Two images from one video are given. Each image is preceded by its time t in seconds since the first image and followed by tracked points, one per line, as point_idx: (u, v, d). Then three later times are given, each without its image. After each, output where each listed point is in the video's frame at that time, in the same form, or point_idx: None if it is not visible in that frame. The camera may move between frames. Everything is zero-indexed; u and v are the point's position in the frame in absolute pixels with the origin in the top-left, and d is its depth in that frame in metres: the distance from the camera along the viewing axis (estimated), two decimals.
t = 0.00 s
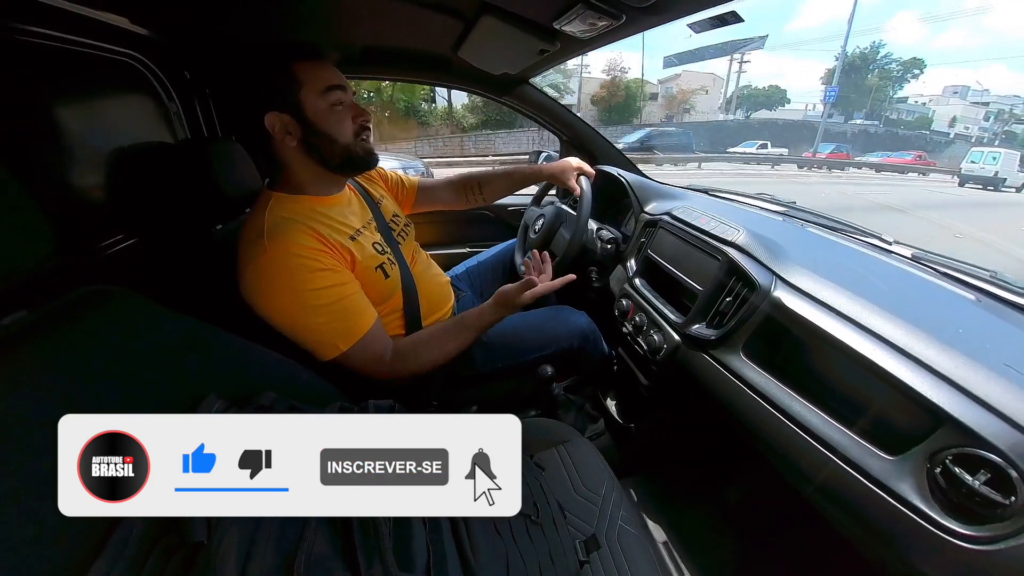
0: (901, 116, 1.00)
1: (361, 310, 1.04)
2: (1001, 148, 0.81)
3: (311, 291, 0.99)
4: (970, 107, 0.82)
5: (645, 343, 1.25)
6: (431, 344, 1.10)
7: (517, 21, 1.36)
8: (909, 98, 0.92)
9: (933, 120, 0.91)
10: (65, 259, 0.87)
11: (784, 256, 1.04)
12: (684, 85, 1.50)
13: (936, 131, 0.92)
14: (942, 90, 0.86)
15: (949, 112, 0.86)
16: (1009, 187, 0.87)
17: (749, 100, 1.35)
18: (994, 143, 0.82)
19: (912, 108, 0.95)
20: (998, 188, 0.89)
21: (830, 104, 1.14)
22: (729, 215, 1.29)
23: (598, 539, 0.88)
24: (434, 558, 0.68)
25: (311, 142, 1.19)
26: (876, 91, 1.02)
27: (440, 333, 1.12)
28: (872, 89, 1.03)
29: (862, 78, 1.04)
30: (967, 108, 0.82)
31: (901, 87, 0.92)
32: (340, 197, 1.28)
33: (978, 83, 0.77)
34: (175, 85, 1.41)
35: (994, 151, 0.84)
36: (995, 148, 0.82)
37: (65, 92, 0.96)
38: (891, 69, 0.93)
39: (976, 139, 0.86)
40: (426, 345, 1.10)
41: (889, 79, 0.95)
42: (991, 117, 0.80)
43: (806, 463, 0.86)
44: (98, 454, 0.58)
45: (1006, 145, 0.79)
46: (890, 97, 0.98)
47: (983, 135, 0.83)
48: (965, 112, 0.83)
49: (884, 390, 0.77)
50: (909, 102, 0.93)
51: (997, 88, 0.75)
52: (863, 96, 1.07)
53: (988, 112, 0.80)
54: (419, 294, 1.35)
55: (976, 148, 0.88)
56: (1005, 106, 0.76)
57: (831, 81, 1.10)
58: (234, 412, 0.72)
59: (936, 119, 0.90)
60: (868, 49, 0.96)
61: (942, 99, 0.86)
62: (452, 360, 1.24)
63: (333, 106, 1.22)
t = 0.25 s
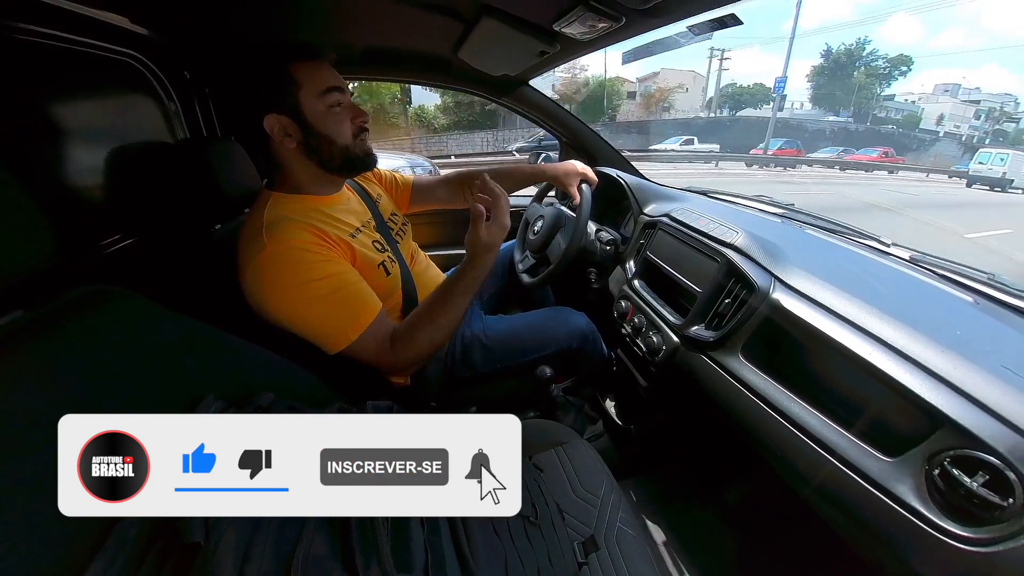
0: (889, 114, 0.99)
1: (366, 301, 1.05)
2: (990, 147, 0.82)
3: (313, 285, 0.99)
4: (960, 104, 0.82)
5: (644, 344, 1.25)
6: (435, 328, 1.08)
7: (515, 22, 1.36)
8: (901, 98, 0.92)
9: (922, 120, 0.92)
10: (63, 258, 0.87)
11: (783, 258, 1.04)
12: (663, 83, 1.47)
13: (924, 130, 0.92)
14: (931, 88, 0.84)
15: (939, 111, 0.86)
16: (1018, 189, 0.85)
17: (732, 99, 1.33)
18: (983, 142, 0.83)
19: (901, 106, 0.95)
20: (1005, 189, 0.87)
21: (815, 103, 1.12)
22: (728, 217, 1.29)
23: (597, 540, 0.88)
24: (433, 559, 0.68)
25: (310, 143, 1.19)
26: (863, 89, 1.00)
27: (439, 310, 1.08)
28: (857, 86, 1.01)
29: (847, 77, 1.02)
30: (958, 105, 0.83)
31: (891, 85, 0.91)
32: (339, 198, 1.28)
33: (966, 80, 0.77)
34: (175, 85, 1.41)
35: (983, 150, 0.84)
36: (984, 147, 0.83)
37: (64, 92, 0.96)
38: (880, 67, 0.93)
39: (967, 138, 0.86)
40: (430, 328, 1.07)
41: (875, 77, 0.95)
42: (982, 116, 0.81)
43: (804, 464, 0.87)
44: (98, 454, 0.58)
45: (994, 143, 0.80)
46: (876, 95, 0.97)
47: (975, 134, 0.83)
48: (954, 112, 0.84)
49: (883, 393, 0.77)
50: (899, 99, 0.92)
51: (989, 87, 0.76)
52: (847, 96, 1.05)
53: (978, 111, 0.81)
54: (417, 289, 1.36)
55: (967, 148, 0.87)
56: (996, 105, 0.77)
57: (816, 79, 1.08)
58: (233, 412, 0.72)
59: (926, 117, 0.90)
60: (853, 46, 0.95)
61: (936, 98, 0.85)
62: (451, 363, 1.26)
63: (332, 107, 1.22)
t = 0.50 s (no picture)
0: (876, 112, 1.01)
1: (361, 296, 1.04)
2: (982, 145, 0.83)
3: (310, 282, 0.99)
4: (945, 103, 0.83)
5: (646, 345, 1.25)
6: (429, 317, 1.07)
7: (516, 23, 1.36)
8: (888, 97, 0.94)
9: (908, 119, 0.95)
10: (65, 258, 0.87)
11: (784, 259, 1.04)
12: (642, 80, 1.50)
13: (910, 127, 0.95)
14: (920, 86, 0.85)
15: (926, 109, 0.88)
16: None
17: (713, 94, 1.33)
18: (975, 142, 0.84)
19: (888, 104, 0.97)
20: (1012, 190, 0.87)
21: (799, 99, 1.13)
22: (730, 218, 1.29)
23: (598, 542, 0.88)
24: (433, 560, 0.67)
25: (308, 141, 1.19)
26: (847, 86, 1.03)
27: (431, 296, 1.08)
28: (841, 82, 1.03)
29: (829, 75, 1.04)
30: (948, 104, 0.83)
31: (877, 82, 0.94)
32: (340, 198, 1.28)
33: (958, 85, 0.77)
34: (178, 86, 1.42)
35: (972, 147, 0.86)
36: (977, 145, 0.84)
37: (68, 93, 0.97)
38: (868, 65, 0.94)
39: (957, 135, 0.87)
40: (425, 316, 1.06)
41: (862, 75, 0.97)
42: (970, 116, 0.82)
43: (807, 466, 0.86)
44: (98, 454, 0.59)
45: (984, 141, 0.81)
46: (862, 92, 1.00)
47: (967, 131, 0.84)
48: (940, 110, 0.85)
49: (886, 395, 0.77)
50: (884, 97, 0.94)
51: (980, 84, 0.77)
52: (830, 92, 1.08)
53: (968, 109, 0.82)
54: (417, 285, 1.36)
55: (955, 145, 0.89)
56: (987, 104, 0.78)
57: (799, 77, 1.09)
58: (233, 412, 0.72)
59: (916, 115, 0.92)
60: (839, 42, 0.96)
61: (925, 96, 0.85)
62: (452, 364, 1.25)
63: (330, 106, 1.23)
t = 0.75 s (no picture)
0: (863, 110, 1.05)
1: (361, 297, 1.03)
2: (970, 142, 0.86)
3: (309, 283, 0.99)
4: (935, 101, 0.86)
5: (647, 343, 1.25)
6: (426, 320, 1.06)
7: (518, 21, 1.36)
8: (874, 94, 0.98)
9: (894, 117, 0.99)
10: (67, 258, 0.88)
11: (787, 258, 1.04)
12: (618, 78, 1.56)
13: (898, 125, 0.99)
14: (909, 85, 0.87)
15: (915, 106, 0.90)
16: None
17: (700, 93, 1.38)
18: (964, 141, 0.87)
19: (875, 102, 1.01)
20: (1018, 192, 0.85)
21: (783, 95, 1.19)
22: (732, 216, 1.29)
23: (599, 541, 0.88)
24: (434, 558, 0.68)
25: (335, 140, 1.21)
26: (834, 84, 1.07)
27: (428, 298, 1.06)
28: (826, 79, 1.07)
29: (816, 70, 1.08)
30: (937, 102, 0.85)
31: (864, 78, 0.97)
32: (345, 197, 1.28)
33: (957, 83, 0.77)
34: (180, 86, 1.42)
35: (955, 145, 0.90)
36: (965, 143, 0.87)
37: (70, 93, 0.97)
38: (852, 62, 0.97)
39: (946, 134, 0.91)
40: (422, 319, 1.05)
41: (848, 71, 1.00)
42: (962, 114, 0.84)
43: (808, 465, 0.86)
44: (98, 454, 0.59)
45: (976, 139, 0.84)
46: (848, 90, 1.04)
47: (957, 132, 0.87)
48: (931, 109, 0.88)
49: (889, 394, 0.76)
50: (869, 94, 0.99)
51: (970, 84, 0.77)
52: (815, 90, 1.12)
53: (957, 108, 0.84)
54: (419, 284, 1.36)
55: (941, 144, 0.94)
56: (976, 102, 0.79)
57: (784, 75, 1.15)
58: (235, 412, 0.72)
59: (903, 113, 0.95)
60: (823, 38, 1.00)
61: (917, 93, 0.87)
62: (453, 362, 1.25)
63: (357, 111, 1.27)
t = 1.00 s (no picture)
0: (848, 109, 1.10)
1: (361, 298, 1.03)
2: (961, 141, 0.92)
3: (309, 284, 0.99)
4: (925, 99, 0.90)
5: (648, 342, 1.25)
6: (425, 321, 1.06)
7: (518, 18, 1.35)
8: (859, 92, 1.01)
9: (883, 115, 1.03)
10: (67, 256, 0.88)
11: (788, 257, 1.03)
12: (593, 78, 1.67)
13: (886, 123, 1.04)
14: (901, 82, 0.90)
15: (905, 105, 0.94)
16: None
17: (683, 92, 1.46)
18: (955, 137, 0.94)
19: (862, 100, 1.05)
20: None
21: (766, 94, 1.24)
22: (733, 214, 1.29)
23: (599, 539, 0.88)
24: (434, 557, 0.68)
25: (321, 135, 1.20)
26: (818, 81, 1.11)
27: (428, 301, 1.06)
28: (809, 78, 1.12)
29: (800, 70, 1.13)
30: (925, 99, 0.89)
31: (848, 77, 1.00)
32: (343, 195, 1.28)
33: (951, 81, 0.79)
34: (181, 84, 1.42)
35: (944, 141, 0.98)
36: (953, 141, 0.95)
37: (74, 91, 0.97)
38: (838, 60, 1.00)
39: (933, 132, 0.98)
40: (421, 321, 1.05)
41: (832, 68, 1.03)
42: (951, 112, 0.90)
43: (807, 464, 0.86)
44: (98, 454, 0.59)
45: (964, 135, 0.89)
46: (831, 89, 1.07)
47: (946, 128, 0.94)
48: (920, 108, 0.92)
49: (889, 394, 0.76)
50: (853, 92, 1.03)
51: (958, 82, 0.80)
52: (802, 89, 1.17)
53: (946, 107, 0.90)
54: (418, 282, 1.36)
55: (925, 142, 1.01)
56: (965, 100, 0.84)
57: (768, 73, 1.19)
58: (236, 411, 0.72)
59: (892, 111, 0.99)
60: (805, 35, 1.05)
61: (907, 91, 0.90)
62: (453, 359, 1.24)
63: (343, 105, 1.26)
